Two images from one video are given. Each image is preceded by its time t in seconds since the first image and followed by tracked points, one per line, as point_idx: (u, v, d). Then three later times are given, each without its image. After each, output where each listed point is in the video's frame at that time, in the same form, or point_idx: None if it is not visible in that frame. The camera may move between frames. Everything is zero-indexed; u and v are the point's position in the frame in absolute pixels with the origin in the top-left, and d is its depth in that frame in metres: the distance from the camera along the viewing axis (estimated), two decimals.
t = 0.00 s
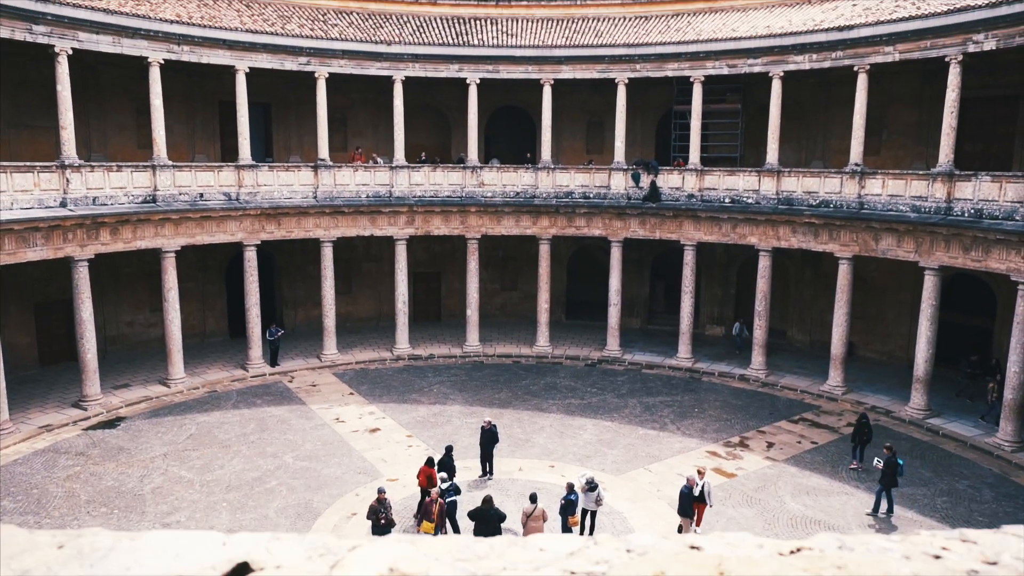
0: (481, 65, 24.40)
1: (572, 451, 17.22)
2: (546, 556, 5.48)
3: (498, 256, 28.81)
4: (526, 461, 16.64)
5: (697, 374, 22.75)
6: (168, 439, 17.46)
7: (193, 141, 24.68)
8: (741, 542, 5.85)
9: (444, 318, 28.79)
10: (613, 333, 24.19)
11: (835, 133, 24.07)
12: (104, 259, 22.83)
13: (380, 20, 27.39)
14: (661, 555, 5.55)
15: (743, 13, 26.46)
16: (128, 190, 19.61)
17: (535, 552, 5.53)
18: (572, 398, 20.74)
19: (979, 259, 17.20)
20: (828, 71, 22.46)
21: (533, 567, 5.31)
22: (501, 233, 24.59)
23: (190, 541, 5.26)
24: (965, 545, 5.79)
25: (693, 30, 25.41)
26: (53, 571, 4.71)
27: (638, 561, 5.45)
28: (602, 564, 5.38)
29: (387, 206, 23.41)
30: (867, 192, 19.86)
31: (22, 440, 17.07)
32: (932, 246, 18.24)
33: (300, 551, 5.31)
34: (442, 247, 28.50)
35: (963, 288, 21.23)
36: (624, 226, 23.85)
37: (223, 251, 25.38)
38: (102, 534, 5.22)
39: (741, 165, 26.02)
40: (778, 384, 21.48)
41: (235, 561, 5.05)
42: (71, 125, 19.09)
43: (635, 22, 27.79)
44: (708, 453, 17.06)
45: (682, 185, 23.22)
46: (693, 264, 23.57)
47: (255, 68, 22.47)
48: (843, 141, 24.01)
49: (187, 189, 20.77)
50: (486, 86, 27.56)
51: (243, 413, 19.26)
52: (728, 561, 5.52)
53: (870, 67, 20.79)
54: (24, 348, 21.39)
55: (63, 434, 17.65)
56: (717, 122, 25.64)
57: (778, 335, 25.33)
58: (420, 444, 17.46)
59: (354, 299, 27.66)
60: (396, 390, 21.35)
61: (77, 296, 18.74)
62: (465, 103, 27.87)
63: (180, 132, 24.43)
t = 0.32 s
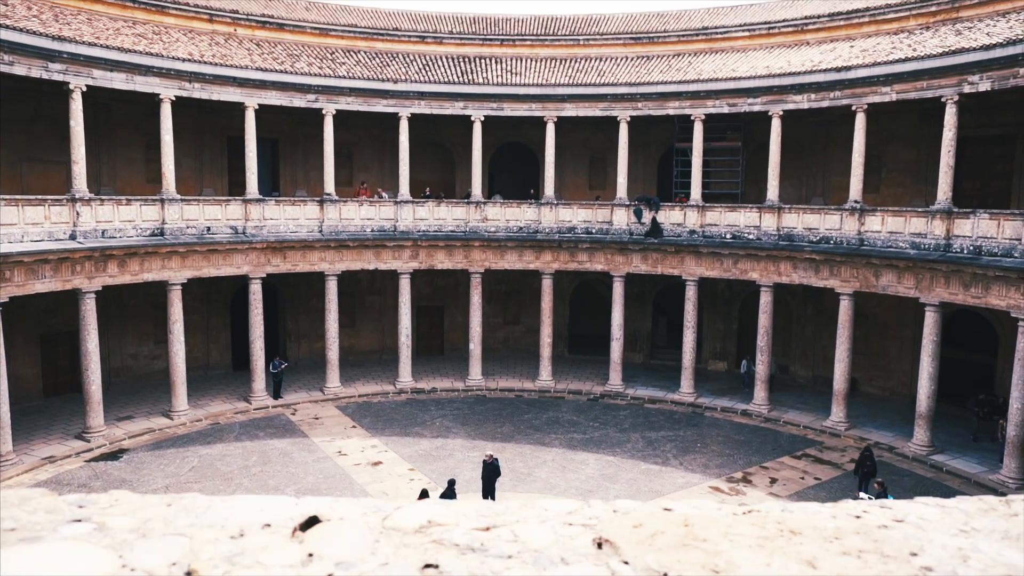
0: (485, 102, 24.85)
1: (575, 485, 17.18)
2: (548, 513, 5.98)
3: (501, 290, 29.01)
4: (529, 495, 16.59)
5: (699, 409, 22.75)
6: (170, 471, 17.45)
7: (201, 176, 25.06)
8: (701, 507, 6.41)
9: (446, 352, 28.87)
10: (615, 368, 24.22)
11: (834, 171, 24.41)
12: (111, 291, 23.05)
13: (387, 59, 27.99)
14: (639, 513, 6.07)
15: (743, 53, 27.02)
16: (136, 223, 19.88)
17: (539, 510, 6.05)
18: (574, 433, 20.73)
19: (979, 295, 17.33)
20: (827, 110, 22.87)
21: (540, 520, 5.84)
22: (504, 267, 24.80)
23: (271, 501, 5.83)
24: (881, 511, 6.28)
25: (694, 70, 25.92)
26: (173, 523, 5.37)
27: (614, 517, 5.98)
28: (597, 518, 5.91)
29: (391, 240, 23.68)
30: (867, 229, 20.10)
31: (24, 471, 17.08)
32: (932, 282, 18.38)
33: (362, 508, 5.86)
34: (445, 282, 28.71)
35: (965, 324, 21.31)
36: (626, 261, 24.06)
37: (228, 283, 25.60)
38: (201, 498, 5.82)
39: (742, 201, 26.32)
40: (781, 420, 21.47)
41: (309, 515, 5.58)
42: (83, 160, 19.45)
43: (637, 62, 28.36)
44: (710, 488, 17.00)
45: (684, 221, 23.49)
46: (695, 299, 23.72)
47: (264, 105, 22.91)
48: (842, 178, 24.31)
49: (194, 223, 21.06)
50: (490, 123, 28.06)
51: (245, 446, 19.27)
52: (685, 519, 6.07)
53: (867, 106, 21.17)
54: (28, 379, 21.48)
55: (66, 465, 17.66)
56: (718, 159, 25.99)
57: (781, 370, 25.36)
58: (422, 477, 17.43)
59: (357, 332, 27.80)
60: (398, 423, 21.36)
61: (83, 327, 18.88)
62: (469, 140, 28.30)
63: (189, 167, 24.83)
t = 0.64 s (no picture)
0: (488, 137, 25.24)
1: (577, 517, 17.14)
2: (557, 489, 6.24)
3: (503, 321, 29.15)
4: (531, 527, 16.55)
5: (701, 441, 22.72)
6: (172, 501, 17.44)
7: (207, 208, 25.38)
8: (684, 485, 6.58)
9: (448, 383, 28.89)
10: (617, 400, 24.28)
11: (833, 204, 24.70)
12: (115, 322, 23.23)
13: (392, 94, 28.47)
14: (633, 489, 6.29)
15: (741, 89, 27.49)
16: (143, 255, 20.13)
17: (551, 488, 6.26)
18: (576, 465, 20.70)
19: (978, 327, 17.44)
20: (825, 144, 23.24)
21: (554, 494, 6.09)
22: (506, 299, 24.96)
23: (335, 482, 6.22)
24: (831, 490, 6.54)
25: (694, 105, 26.37)
26: (259, 495, 5.80)
27: (608, 493, 6.16)
28: (601, 492, 6.14)
29: (394, 271, 23.89)
30: (866, 262, 20.29)
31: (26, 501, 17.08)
32: (931, 314, 18.51)
33: (410, 487, 6.23)
34: (447, 313, 28.85)
35: (967, 356, 21.38)
36: (628, 293, 24.23)
37: (232, 314, 25.78)
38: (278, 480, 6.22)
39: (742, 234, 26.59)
40: (783, 451, 21.45)
41: (370, 490, 5.95)
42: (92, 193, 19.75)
43: (638, 97, 28.83)
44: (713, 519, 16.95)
45: (684, 253, 23.71)
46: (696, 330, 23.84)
47: (270, 139, 23.32)
48: (841, 212, 24.59)
49: (200, 254, 21.30)
50: (493, 157, 28.46)
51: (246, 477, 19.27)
52: (671, 493, 6.29)
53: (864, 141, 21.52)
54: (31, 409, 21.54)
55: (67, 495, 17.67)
56: (719, 192, 26.29)
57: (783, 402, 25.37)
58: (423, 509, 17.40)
59: (359, 363, 27.89)
60: (400, 455, 21.34)
61: (88, 358, 19.00)
62: (472, 174, 28.64)
63: (195, 200, 25.17)
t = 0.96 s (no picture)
0: (491, 169, 25.63)
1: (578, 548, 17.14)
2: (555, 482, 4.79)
3: (505, 352, 29.22)
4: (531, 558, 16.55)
5: (703, 471, 22.66)
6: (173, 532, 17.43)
7: (212, 240, 25.67)
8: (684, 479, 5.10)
9: (450, 414, 28.90)
10: (619, 431, 24.24)
11: (832, 235, 24.97)
12: (120, 352, 23.38)
13: (396, 128, 29.00)
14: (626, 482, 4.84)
15: (740, 123, 27.94)
16: (149, 285, 20.35)
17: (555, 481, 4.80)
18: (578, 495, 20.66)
19: (978, 357, 17.53)
20: (823, 177, 23.56)
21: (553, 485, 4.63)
22: (508, 329, 25.07)
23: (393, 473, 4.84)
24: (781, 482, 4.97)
25: (693, 139, 26.80)
26: (330, 483, 4.43)
27: (590, 483, 4.73)
28: (594, 481, 4.71)
29: (397, 301, 24.10)
30: (866, 292, 20.48)
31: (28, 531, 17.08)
32: (931, 344, 18.61)
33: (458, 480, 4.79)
34: (450, 344, 28.95)
35: (967, 387, 21.46)
36: (629, 323, 24.32)
37: (235, 345, 25.91)
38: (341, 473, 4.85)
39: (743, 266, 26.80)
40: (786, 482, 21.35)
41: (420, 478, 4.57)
42: (100, 224, 20.05)
43: (638, 131, 29.31)
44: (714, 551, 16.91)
45: (685, 284, 23.91)
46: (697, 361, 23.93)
47: (276, 171, 23.69)
48: (840, 243, 24.84)
49: (205, 284, 21.53)
50: (495, 190, 28.90)
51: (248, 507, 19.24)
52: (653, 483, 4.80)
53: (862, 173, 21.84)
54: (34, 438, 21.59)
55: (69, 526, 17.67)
56: (719, 224, 26.51)
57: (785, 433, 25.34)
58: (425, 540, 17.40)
59: (361, 394, 27.95)
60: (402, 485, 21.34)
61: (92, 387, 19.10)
62: (475, 206, 29.01)
63: (201, 231, 25.47)
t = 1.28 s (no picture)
0: (493, 198, 25.98)
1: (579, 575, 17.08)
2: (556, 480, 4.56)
3: (506, 379, 29.30)
4: None
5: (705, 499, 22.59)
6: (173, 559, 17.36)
7: (216, 267, 25.90)
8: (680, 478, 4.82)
9: (451, 442, 28.90)
10: (619, 459, 24.23)
11: (830, 263, 25.22)
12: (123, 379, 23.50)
13: (398, 158, 29.41)
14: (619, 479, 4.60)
15: (738, 153, 28.35)
16: (153, 312, 20.54)
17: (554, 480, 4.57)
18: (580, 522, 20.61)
19: (976, 384, 17.61)
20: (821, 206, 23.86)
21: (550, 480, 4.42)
22: (509, 356, 25.18)
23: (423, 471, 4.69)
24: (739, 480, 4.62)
25: (691, 169, 27.19)
26: (370, 475, 4.30)
27: (579, 479, 4.49)
28: (587, 476, 4.45)
29: (399, 329, 24.27)
30: (864, 319, 20.65)
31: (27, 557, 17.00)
32: (929, 371, 18.71)
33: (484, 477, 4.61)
34: (451, 372, 29.02)
35: (966, 415, 21.53)
36: (629, 351, 24.43)
37: (237, 372, 26.03)
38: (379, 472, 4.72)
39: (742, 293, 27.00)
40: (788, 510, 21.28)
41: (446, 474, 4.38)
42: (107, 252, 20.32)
43: (638, 161, 29.70)
44: None
45: (685, 311, 24.08)
46: (697, 389, 23.99)
47: (281, 200, 24.02)
48: (838, 271, 25.08)
49: (209, 312, 21.71)
50: (496, 219, 29.23)
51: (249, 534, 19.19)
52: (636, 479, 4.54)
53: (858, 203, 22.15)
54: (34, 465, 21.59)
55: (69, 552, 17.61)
56: (718, 252, 26.74)
57: (787, 460, 25.32)
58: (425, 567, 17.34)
59: (363, 421, 28.00)
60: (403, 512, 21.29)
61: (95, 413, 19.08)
62: (476, 234, 29.30)
63: (205, 259, 25.71)
